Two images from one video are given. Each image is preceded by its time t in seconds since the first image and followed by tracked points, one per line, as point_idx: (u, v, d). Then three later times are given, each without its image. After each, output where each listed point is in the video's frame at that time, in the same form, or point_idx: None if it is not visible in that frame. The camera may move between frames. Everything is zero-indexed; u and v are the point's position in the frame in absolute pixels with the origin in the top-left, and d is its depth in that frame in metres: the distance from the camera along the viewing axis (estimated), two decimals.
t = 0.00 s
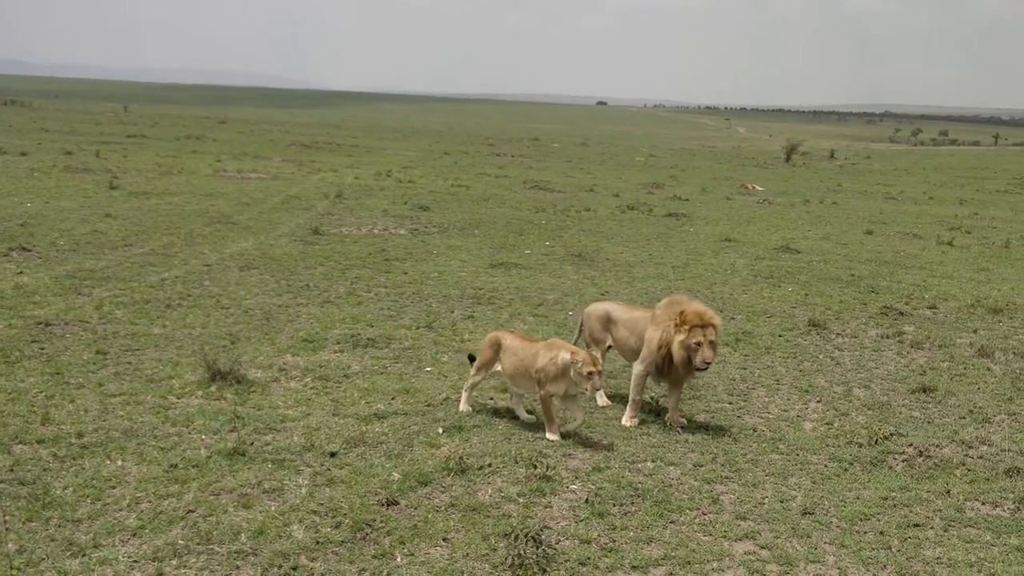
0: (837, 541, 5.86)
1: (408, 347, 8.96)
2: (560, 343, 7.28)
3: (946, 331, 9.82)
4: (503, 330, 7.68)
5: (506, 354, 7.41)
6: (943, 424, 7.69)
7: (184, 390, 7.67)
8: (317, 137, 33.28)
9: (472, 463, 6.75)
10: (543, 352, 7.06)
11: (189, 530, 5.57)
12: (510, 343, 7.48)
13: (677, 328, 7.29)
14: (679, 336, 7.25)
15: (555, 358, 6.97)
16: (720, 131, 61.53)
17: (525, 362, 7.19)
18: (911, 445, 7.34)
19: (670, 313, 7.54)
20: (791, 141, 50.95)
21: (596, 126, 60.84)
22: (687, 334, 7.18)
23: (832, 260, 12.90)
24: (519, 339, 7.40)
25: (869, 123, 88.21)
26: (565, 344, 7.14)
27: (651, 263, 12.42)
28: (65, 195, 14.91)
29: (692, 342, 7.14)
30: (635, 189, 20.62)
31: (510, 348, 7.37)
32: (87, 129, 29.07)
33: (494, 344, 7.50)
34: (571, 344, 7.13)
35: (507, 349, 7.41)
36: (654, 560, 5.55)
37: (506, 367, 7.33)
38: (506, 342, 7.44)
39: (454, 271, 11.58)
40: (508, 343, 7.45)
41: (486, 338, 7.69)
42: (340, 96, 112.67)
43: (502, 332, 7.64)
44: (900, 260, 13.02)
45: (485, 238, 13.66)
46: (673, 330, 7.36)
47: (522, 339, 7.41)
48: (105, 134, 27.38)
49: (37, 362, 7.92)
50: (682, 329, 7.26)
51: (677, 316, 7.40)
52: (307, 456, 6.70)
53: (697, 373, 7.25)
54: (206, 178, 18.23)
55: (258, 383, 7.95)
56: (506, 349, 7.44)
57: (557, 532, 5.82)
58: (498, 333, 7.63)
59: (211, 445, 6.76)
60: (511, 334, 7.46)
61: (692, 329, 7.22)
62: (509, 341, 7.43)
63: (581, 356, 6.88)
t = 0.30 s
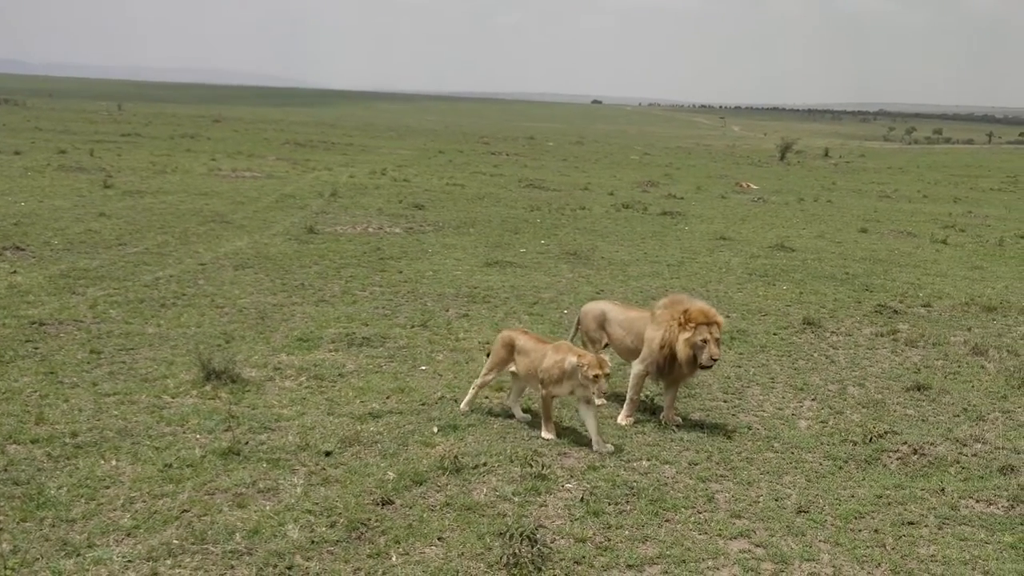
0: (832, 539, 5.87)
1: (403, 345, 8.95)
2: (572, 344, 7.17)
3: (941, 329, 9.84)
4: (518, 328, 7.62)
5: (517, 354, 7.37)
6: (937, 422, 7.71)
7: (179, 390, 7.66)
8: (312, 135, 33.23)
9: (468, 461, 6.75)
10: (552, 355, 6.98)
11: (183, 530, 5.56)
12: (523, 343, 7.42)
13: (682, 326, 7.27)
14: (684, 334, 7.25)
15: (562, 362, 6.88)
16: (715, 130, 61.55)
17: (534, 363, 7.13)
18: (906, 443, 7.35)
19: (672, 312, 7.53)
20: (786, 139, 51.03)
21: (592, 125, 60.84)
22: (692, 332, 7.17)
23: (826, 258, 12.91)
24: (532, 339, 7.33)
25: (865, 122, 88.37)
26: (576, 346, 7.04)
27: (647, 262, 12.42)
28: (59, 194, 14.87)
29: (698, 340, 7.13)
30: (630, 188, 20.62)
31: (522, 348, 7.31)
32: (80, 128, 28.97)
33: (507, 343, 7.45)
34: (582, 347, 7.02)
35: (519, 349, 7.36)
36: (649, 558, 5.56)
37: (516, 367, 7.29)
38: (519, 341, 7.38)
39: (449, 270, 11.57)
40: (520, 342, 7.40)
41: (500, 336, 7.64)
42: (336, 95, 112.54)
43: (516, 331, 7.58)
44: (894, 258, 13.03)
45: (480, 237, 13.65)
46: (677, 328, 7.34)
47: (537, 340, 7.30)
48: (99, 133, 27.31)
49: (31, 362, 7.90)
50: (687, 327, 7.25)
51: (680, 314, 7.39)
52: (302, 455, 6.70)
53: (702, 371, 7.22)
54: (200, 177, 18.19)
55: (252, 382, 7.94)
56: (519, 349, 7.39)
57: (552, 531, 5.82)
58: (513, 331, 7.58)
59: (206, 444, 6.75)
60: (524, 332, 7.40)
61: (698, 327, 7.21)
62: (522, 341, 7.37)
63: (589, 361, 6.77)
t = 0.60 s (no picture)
0: (827, 538, 5.88)
1: (398, 345, 8.94)
2: (584, 347, 7.08)
3: (935, 328, 9.85)
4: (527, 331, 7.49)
5: (528, 358, 7.24)
6: (932, 421, 7.72)
7: (174, 390, 7.64)
8: (307, 135, 33.17)
9: (463, 462, 6.74)
10: (568, 359, 6.87)
11: (178, 531, 5.54)
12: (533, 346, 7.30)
13: (685, 326, 7.31)
14: (687, 333, 7.28)
15: (580, 365, 6.78)
16: (710, 130, 61.59)
17: (548, 367, 7.01)
18: (901, 442, 7.37)
19: (672, 312, 7.56)
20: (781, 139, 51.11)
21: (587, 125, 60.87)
22: (696, 331, 7.21)
23: (821, 258, 12.93)
24: (543, 343, 7.21)
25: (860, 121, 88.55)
26: (591, 349, 6.95)
27: (642, 261, 12.42)
28: (53, 194, 14.83)
29: (703, 339, 7.17)
30: (625, 187, 20.64)
31: (533, 352, 7.18)
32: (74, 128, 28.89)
33: (518, 347, 7.31)
34: (597, 350, 6.94)
35: (530, 353, 7.23)
36: (645, 558, 5.56)
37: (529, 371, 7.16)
38: (529, 345, 7.25)
39: (445, 270, 11.56)
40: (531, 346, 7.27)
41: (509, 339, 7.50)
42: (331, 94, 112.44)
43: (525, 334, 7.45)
44: (889, 257, 13.05)
45: (475, 237, 13.65)
46: (680, 328, 7.37)
47: (552, 345, 7.16)
48: (93, 133, 27.24)
49: (25, 363, 7.88)
50: (690, 327, 7.29)
51: (682, 314, 7.43)
52: (297, 456, 6.69)
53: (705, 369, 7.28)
54: (194, 176, 18.16)
55: (247, 383, 7.92)
56: (529, 353, 7.26)
57: (548, 531, 5.82)
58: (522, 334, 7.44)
59: (201, 445, 6.73)
60: (534, 336, 7.27)
61: (702, 326, 7.26)
62: (532, 344, 7.25)
63: (607, 364, 6.69)
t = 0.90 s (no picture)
0: (811, 533, 5.91)
1: (383, 344, 8.93)
2: (584, 348, 7.10)
3: (918, 325, 9.92)
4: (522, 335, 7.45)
5: (527, 362, 7.21)
6: (915, 417, 7.78)
7: (158, 389, 7.61)
8: (292, 132, 33.04)
9: (449, 460, 6.75)
10: (572, 361, 6.87)
11: (162, 530, 5.52)
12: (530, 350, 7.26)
13: (671, 321, 7.32)
14: (675, 329, 7.29)
15: (585, 367, 6.80)
16: (698, 127, 61.71)
17: (550, 370, 6.99)
18: (884, 438, 7.42)
19: (659, 308, 7.58)
20: (768, 136, 51.29)
21: (575, 122, 60.91)
22: (683, 327, 7.23)
23: (805, 255, 12.99)
24: (541, 346, 7.18)
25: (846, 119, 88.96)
26: (593, 350, 6.97)
27: (627, 259, 12.45)
28: (35, 193, 14.72)
29: (691, 335, 7.19)
30: (611, 185, 20.67)
31: (532, 355, 7.15)
32: (56, 125, 28.68)
33: (517, 351, 7.24)
34: (599, 351, 6.96)
35: (529, 357, 7.19)
36: (630, 555, 5.57)
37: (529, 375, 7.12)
38: (529, 348, 7.19)
39: (430, 268, 11.55)
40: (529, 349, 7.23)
41: (504, 345, 7.43)
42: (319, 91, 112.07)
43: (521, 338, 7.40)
44: (872, 255, 13.12)
45: (460, 235, 13.64)
46: (667, 323, 7.39)
47: (551, 347, 7.15)
48: (75, 131, 27.04)
49: (7, 362, 7.82)
50: (677, 322, 7.30)
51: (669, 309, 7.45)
52: (282, 454, 6.67)
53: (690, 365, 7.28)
54: (178, 175, 18.08)
55: (232, 382, 7.90)
56: (527, 357, 7.22)
57: (534, 529, 5.83)
58: (517, 339, 7.40)
59: (185, 444, 6.71)
60: (531, 340, 7.23)
61: (689, 322, 7.28)
62: (530, 348, 7.21)
63: (614, 364, 6.73)
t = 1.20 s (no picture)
0: (789, 525, 5.95)
1: (362, 339, 8.89)
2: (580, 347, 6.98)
3: (894, 318, 10.01)
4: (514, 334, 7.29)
5: (521, 361, 7.05)
6: (890, 409, 7.85)
7: (134, 385, 7.54)
8: (271, 127, 32.81)
9: (428, 455, 6.73)
10: (570, 358, 6.75)
11: (138, 527, 5.47)
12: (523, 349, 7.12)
13: (655, 317, 7.36)
14: (659, 325, 7.34)
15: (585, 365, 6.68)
16: (679, 123, 61.92)
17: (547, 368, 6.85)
18: (860, 430, 7.48)
19: (640, 303, 7.61)
20: (749, 132, 51.54)
21: (556, 117, 60.92)
22: (668, 323, 7.28)
23: (783, 249, 13.07)
24: (536, 345, 7.04)
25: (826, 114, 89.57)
26: (591, 349, 6.86)
27: (607, 254, 12.46)
28: (8, 187, 14.53)
29: (675, 331, 7.26)
30: (590, 180, 20.69)
31: (526, 354, 6.99)
32: (29, 119, 28.29)
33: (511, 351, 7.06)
34: (597, 349, 6.86)
35: (523, 356, 7.04)
36: (609, 548, 5.59)
37: (522, 374, 6.97)
38: (525, 348, 7.02)
39: (408, 263, 11.51)
40: (523, 348, 7.07)
41: (495, 344, 7.26)
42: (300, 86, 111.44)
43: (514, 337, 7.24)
44: (848, 249, 13.21)
45: (439, 229, 13.61)
46: (650, 319, 7.42)
47: (548, 347, 7.01)
48: (49, 125, 26.70)
49: None
50: (661, 318, 7.36)
51: (650, 305, 7.49)
52: (260, 450, 6.63)
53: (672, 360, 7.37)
54: (153, 169, 17.91)
55: (209, 377, 7.84)
56: (520, 355, 7.07)
57: (513, 523, 5.83)
58: (510, 338, 7.23)
59: (162, 440, 6.65)
60: (524, 338, 7.08)
61: (673, 318, 7.36)
62: (524, 346, 7.06)
63: (616, 363, 6.64)
